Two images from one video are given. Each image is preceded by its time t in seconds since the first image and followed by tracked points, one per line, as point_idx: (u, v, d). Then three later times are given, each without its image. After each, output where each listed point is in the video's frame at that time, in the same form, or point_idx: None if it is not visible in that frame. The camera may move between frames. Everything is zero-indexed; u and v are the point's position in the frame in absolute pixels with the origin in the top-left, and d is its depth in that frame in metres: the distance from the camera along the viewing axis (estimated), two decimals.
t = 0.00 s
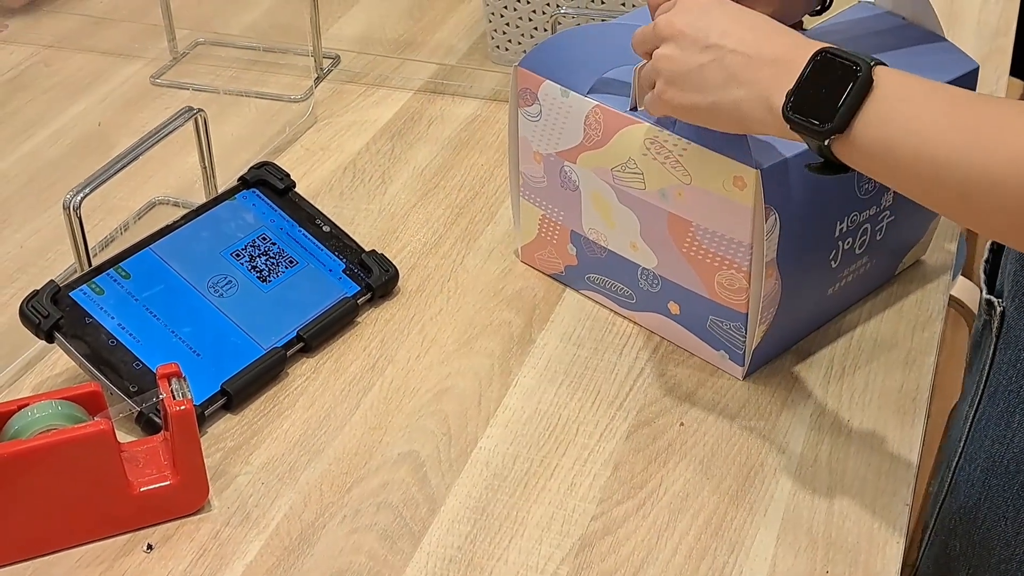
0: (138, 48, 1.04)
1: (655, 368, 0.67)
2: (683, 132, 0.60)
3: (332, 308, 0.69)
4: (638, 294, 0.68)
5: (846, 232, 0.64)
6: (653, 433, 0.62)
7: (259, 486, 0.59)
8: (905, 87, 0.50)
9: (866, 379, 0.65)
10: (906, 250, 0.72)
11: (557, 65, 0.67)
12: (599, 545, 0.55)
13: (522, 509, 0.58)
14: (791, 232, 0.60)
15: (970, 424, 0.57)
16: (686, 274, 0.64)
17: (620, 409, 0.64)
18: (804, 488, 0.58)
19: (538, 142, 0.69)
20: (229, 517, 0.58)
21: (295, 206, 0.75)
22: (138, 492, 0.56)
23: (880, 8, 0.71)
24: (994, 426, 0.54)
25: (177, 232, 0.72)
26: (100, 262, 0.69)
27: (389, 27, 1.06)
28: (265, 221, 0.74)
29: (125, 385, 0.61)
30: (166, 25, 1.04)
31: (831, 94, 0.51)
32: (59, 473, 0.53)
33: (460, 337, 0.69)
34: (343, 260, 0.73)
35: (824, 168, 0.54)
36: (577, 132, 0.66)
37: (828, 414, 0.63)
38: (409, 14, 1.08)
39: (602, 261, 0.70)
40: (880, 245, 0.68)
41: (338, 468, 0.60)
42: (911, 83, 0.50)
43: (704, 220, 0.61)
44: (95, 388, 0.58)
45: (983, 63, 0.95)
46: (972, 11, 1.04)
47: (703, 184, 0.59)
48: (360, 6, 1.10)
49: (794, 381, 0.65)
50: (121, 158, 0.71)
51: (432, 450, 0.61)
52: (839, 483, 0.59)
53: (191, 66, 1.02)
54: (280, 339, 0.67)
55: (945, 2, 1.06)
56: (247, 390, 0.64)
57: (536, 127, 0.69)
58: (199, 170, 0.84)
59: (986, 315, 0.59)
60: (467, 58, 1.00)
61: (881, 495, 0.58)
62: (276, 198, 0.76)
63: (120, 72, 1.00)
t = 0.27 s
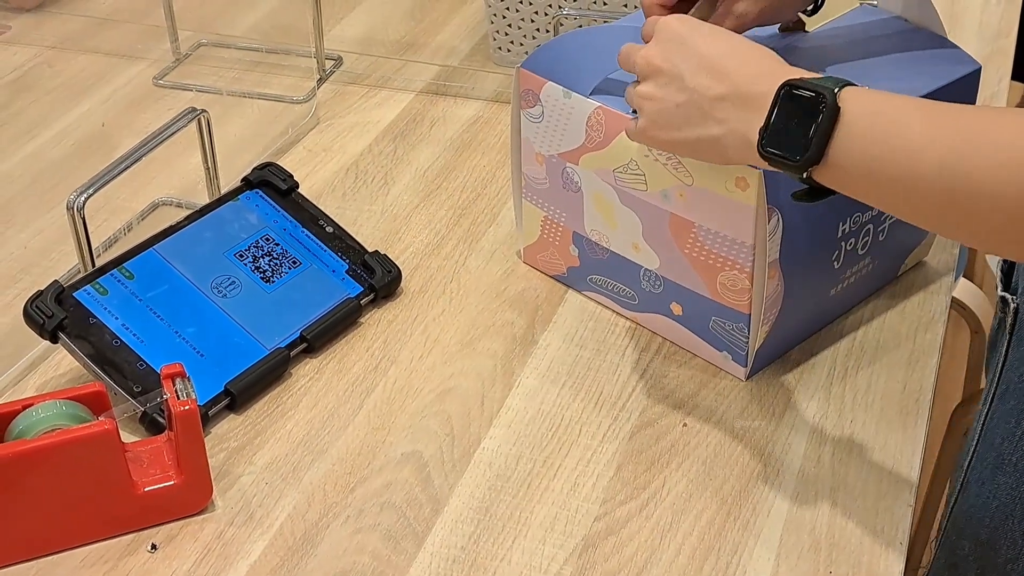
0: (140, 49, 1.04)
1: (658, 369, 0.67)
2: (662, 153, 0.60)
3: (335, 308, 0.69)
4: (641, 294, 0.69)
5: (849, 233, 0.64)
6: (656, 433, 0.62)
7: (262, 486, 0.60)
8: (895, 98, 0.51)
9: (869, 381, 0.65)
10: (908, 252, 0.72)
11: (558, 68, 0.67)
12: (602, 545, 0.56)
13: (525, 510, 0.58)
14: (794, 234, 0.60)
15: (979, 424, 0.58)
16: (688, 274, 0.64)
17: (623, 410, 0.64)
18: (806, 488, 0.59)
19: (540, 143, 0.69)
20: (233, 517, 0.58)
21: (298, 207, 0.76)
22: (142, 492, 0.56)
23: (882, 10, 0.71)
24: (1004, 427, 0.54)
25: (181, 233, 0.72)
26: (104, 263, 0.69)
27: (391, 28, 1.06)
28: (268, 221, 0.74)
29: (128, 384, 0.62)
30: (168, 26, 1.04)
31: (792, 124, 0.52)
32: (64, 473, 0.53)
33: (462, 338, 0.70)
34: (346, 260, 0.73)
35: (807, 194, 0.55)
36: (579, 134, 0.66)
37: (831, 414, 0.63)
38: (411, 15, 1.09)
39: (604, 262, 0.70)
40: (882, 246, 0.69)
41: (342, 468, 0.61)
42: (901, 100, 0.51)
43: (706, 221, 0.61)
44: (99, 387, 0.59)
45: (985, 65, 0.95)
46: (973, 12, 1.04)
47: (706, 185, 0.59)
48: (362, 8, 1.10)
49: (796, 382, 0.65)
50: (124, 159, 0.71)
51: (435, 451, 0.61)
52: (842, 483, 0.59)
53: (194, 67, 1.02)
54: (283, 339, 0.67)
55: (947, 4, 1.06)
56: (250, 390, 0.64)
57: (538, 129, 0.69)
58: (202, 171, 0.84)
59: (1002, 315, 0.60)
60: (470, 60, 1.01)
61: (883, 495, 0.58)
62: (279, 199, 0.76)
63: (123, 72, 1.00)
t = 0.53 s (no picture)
0: (141, 48, 1.04)
1: (659, 367, 0.67)
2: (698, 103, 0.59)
3: (337, 306, 0.69)
4: (642, 292, 0.69)
5: (853, 232, 0.65)
6: (657, 431, 0.62)
7: (265, 483, 0.60)
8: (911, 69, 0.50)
9: (870, 379, 0.66)
10: (908, 251, 0.72)
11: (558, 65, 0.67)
12: (604, 543, 0.56)
13: (527, 507, 0.58)
14: (796, 232, 0.60)
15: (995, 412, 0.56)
16: (690, 271, 0.64)
17: (624, 408, 0.64)
18: (808, 486, 0.59)
19: (541, 141, 0.70)
20: (236, 513, 0.58)
21: (299, 205, 0.76)
22: (145, 489, 0.56)
23: (883, 9, 0.71)
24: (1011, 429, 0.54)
25: (183, 231, 0.72)
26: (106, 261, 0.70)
27: (391, 27, 1.06)
28: (270, 219, 0.74)
29: (131, 382, 0.62)
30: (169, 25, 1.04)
31: (841, 69, 0.51)
32: (67, 470, 0.53)
33: (463, 336, 0.70)
34: (348, 258, 0.73)
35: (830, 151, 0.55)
36: (580, 131, 0.66)
37: (831, 413, 0.63)
38: (411, 14, 1.09)
39: (605, 260, 0.70)
40: (883, 245, 0.69)
41: (344, 464, 0.61)
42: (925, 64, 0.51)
43: (709, 218, 0.61)
44: (102, 385, 0.59)
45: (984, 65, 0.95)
46: (972, 12, 1.04)
47: (709, 181, 0.60)
48: (363, 7, 1.10)
49: (797, 381, 0.66)
50: (126, 158, 0.71)
51: (437, 448, 0.62)
52: (843, 481, 0.59)
53: (194, 66, 1.02)
54: (285, 337, 0.67)
55: (946, 4, 1.06)
56: (253, 387, 0.64)
57: (539, 127, 0.69)
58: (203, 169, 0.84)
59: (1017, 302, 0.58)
60: (470, 58, 1.01)
61: (885, 493, 0.58)
62: (281, 197, 0.76)
63: (124, 71, 1.00)
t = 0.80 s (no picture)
0: (139, 48, 1.04)
1: (658, 370, 0.67)
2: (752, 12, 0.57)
3: (335, 308, 0.69)
4: (640, 293, 0.69)
5: (853, 234, 0.65)
6: (656, 434, 0.63)
7: (262, 485, 0.60)
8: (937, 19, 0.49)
9: (868, 383, 0.66)
10: (906, 255, 0.72)
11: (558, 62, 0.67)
12: (602, 546, 0.56)
13: (525, 510, 0.58)
14: (795, 236, 0.60)
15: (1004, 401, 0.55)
16: (690, 272, 0.64)
17: (621, 411, 0.64)
18: (806, 489, 0.59)
19: (540, 142, 0.70)
20: (233, 515, 0.58)
21: (298, 207, 0.76)
22: (142, 491, 0.56)
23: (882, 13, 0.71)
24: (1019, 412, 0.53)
25: (181, 231, 0.72)
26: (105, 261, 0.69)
27: (389, 28, 1.07)
28: (268, 220, 0.74)
29: (128, 383, 0.62)
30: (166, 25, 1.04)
31: None
32: (64, 472, 0.53)
33: (461, 338, 0.70)
34: (346, 260, 0.73)
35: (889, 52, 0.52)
36: (580, 131, 0.67)
37: (829, 416, 0.64)
38: (410, 15, 1.09)
39: (604, 261, 0.70)
40: (881, 249, 0.69)
41: (341, 466, 0.61)
42: (966, 5, 0.49)
43: (710, 218, 0.61)
44: (100, 386, 0.59)
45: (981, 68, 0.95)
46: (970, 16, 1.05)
47: (710, 181, 0.60)
48: (361, 8, 1.10)
49: (795, 384, 0.66)
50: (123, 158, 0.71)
51: (434, 450, 0.62)
52: (841, 485, 0.59)
53: (192, 66, 1.02)
54: (283, 338, 0.67)
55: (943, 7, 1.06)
56: (250, 389, 0.64)
57: (538, 127, 0.69)
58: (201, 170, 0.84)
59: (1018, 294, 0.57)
60: (468, 60, 1.01)
61: (883, 497, 0.58)
62: (279, 199, 0.76)
63: (121, 71, 1.00)
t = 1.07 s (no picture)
0: (135, 48, 1.04)
1: (653, 372, 0.67)
2: None
3: (329, 308, 0.69)
4: (636, 293, 0.69)
5: (847, 232, 0.65)
6: (651, 437, 0.62)
7: (257, 487, 0.60)
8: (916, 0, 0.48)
9: (864, 386, 0.66)
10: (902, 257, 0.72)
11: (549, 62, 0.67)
12: (597, 549, 0.56)
13: (520, 513, 0.58)
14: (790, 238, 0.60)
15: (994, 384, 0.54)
16: (686, 272, 0.64)
17: (616, 413, 0.64)
18: (801, 492, 0.59)
19: (534, 143, 0.70)
20: (227, 517, 0.58)
21: (292, 207, 0.76)
22: (136, 492, 0.56)
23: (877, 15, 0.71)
24: (1001, 391, 0.53)
25: (176, 232, 0.72)
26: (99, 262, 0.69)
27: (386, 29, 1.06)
28: (263, 221, 0.74)
29: (123, 384, 0.62)
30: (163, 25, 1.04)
31: None
32: (57, 473, 0.53)
33: (456, 340, 0.70)
34: (341, 261, 0.73)
35: None
36: (572, 132, 0.66)
37: (825, 419, 0.64)
38: (406, 16, 1.09)
39: (599, 262, 0.70)
40: (877, 251, 0.69)
41: (336, 468, 0.61)
42: None
43: (705, 218, 0.61)
44: (94, 387, 0.58)
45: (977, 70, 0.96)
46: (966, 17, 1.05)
47: (705, 180, 0.60)
48: (357, 8, 1.10)
49: (791, 387, 0.66)
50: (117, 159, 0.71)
51: (429, 452, 0.62)
52: (837, 488, 0.59)
53: (188, 67, 1.02)
54: (278, 339, 0.67)
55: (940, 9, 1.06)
56: (244, 390, 0.64)
57: (532, 129, 0.69)
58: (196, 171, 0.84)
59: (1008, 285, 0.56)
60: (464, 60, 1.01)
61: (879, 500, 0.58)
62: (274, 199, 0.76)
63: (117, 71, 1.00)
